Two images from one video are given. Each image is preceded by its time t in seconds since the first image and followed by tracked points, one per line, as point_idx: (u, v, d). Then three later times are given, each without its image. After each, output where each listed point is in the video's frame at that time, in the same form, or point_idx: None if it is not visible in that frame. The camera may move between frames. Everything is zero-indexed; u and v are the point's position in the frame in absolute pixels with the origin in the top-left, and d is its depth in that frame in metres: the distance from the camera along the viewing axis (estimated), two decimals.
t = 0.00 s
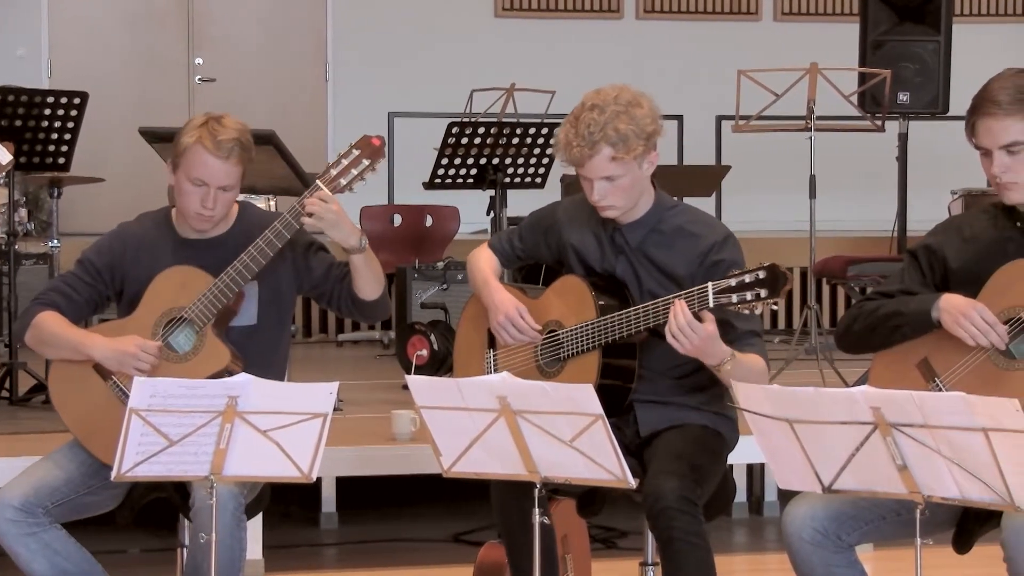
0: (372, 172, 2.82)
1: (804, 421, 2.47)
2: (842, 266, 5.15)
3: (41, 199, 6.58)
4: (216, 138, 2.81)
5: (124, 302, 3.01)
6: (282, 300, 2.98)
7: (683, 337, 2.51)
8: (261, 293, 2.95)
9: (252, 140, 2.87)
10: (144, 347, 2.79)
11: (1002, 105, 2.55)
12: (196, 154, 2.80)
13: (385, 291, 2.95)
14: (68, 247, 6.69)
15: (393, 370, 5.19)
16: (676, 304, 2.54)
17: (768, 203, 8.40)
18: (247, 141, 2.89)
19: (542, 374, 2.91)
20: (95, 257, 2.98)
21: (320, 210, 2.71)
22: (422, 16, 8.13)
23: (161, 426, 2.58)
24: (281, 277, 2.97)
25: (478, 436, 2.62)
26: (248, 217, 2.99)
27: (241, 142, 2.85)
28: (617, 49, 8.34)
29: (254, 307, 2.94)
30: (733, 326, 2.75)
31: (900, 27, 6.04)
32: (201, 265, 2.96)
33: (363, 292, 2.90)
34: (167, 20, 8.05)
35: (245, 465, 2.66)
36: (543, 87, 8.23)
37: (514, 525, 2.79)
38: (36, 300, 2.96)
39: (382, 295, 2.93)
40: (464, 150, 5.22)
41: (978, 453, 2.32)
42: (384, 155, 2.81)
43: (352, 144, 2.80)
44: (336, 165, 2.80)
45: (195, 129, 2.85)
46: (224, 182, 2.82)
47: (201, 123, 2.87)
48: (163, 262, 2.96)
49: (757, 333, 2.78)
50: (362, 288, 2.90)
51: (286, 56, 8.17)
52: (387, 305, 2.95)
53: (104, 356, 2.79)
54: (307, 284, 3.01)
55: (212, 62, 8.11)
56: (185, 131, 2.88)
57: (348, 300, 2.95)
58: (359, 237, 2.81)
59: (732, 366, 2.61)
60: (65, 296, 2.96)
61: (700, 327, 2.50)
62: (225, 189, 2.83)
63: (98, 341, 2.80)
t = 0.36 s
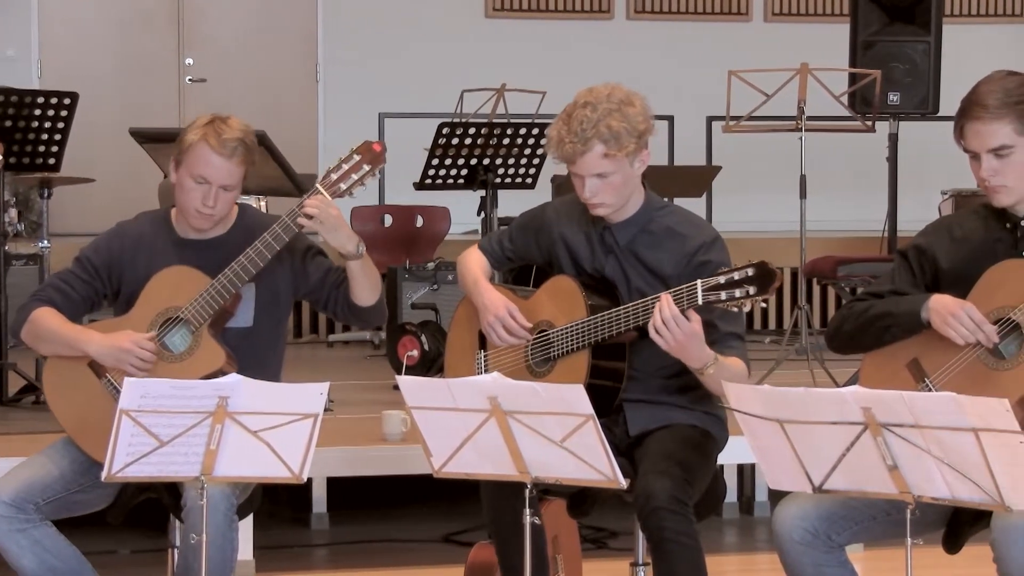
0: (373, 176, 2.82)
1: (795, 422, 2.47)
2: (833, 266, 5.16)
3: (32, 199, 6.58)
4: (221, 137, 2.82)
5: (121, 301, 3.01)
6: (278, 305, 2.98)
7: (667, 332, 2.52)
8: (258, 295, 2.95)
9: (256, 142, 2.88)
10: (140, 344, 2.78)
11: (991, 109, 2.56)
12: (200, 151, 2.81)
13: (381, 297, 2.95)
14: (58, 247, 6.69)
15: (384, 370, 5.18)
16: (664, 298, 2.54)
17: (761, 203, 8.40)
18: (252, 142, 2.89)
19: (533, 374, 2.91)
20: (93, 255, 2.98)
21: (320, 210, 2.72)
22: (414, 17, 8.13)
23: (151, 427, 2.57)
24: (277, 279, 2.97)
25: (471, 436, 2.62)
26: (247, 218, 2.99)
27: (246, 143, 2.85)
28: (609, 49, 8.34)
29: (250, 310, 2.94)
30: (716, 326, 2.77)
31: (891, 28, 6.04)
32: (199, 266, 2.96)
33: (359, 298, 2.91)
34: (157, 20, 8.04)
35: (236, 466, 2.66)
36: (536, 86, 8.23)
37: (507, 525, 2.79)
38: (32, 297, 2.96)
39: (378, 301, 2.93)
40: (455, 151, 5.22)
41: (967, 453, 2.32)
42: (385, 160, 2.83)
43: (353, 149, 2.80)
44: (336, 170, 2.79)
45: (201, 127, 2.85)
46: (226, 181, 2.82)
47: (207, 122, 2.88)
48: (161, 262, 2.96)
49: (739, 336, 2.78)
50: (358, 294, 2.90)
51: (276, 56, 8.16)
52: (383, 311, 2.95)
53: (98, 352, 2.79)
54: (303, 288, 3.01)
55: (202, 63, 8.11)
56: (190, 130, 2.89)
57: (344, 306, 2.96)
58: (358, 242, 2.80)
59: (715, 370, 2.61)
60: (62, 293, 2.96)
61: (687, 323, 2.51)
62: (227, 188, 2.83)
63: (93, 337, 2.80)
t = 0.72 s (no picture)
0: (369, 179, 2.82)
1: (784, 422, 2.47)
2: (822, 267, 5.15)
3: (21, 199, 6.59)
4: (221, 142, 2.81)
5: (116, 299, 3.01)
6: (271, 309, 2.97)
7: (653, 327, 2.52)
8: (252, 297, 2.94)
9: (258, 148, 2.87)
10: (136, 338, 2.79)
11: (980, 111, 2.56)
12: (200, 155, 2.79)
13: (375, 302, 2.95)
14: (49, 247, 6.70)
15: (374, 371, 5.19)
16: (650, 293, 2.55)
17: (754, 203, 8.39)
18: (253, 147, 2.89)
19: (522, 374, 2.91)
20: (89, 252, 2.97)
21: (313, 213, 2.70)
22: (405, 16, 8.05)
23: (140, 428, 2.57)
24: (272, 280, 2.96)
25: (461, 437, 2.62)
26: (245, 219, 2.97)
27: (246, 149, 2.84)
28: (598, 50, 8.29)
29: (244, 311, 2.93)
30: (705, 326, 2.76)
31: (880, 29, 6.05)
32: (195, 267, 2.95)
33: (351, 304, 2.90)
34: (146, 22, 8.06)
35: (225, 467, 2.66)
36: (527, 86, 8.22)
37: (498, 525, 2.78)
38: (27, 293, 2.96)
39: (371, 306, 2.93)
40: (445, 151, 5.22)
41: (957, 453, 2.32)
42: (382, 162, 2.81)
43: (349, 150, 2.79)
44: (332, 172, 2.79)
45: (201, 131, 2.84)
46: (225, 187, 2.81)
47: (207, 125, 2.86)
48: (157, 260, 2.95)
49: (729, 337, 2.78)
50: (351, 299, 2.90)
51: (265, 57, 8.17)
52: (376, 317, 2.95)
53: (92, 348, 2.79)
54: (297, 291, 3.01)
55: (193, 63, 8.10)
56: (191, 132, 2.88)
57: (336, 310, 2.96)
58: (350, 244, 2.80)
59: (702, 368, 2.62)
60: (57, 290, 2.96)
61: (674, 319, 2.51)
62: (226, 194, 2.83)
63: (88, 333, 2.80)
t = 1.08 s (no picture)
0: (357, 179, 2.82)
1: (772, 422, 2.48)
2: (810, 268, 5.16)
3: (9, 200, 6.59)
4: (188, 145, 2.80)
5: (103, 300, 3.00)
6: (259, 310, 2.97)
7: (648, 332, 2.53)
8: (240, 297, 2.94)
9: (228, 145, 2.86)
10: (121, 341, 2.79)
11: (968, 107, 2.56)
12: (169, 162, 2.80)
13: (363, 301, 2.94)
14: (36, 248, 6.70)
15: (362, 372, 5.18)
16: (642, 298, 2.56)
17: (746, 203, 8.36)
18: (223, 145, 2.87)
19: (511, 375, 2.92)
20: (76, 253, 2.97)
21: (299, 216, 2.72)
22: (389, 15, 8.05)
23: (128, 429, 2.57)
24: (261, 281, 2.96)
25: (449, 437, 2.62)
26: (233, 220, 2.98)
27: (215, 148, 2.83)
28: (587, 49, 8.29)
29: (232, 312, 2.93)
30: (696, 328, 2.76)
31: (868, 30, 6.06)
32: (183, 269, 2.95)
33: (339, 304, 2.90)
34: (135, 22, 8.03)
35: (214, 467, 2.66)
36: (516, 87, 8.20)
37: (486, 526, 2.79)
38: (15, 295, 2.96)
39: (360, 305, 2.93)
40: (433, 152, 5.21)
41: (945, 453, 2.33)
42: (370, 163, 2.82)
43: (336, 152, 2.79)
44: (320, 172, 2.79)
45: (170, 135, 2.85)
46: (197, 188, 2.81)
47: (176, 129, 2.87)
48: (144, 262, 2.95)
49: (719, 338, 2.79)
50: (338, 299, 2.90)
51: (255, 57, 8.14)
52: (366, 316, 2.94)
53: (79, 350, 2.78)
54: (285, 291, 3.00)
55: (180, 64, 8.08)
56: (162, 137, 2.89)
57: (325, 309, 2.95)
58: (336, 247, 2.80)
59: (695, 367, 2.62)
60: (44, 291, 2.95)
61: (667, 322, 2.52)
62: (200, 195, 2.82)
63: (75, 334, 2.80)
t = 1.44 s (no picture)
0: (334, 176, 2.83)
1: (757, 423, 2.48)
2: (795, 268, 5.16)
3: None
4: (147, 144, 2.81)
5: (82, 303, 3.00)
6: (240, 309, 2.97)
7: (638, 335, 2.53)
8: (219, 297, 2.94)
9: (190, 140, 2.86)
10: (101, 344, 2.80)
11: (952, 107, 2.56)
12: (132, 163, 2.81)
13: (343, 296, 2.95)
14: (22, 250, 6.68)
15: (348, 373, 5.18)
16: (630, 301, 2.56)
17: (735, 204, 8.36)
18: (185, 141, 2.87)
19: (497, 376, 2.91)
20: (53, 257, 2.97)
21: (280, 211, 2.72)
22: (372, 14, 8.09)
23: (113, 430, 2.56)
24: (240, 280, 2.97)
25: (433, 438, 2.62)
26: (208, 220, 2.98)
27: (176, 144, 2.84)
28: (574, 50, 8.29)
29: (212, 312, 2.93)
30: (687, 327, 2.77)
31: (852, 30, 6.07)
32: (161, 269, 2.95)
33: (322, 299, 2.91)
34: (119, 21, 7.86)
35: (200, 469, 2.66)
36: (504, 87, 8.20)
37: (471, 527, 2.78)
38: None
39: (340, 302, 2.94)
40: (418, 152, 5.22)
41: (929, 453, 2.33)
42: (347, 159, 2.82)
43: (313, 148, 2.80)
44: (296, 169, 2.79)
45: (130, 135, 2.86)
46: (162, 186, 2.81)
47: (137, 129, 2.87)
48: (121, 263, 2.95)
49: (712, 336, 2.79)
50: (320, 294, 2.90)
51: (238, 55, 7.98)
52: (347, 312, 2.96)
53: (58, 353, 2.79)
54: (266, 290, 3.01)
55: (165, 65, 7.91)
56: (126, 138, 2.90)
57: (308, 306, 2.96)
58: (319, 242, 2.80)
59: (689, 363, 2.61)
60: (23, 296, 2.96)
61: (655, 323, 2.52)
62: (166, 193, 2.82)
63: (53, 337, 2.81)
